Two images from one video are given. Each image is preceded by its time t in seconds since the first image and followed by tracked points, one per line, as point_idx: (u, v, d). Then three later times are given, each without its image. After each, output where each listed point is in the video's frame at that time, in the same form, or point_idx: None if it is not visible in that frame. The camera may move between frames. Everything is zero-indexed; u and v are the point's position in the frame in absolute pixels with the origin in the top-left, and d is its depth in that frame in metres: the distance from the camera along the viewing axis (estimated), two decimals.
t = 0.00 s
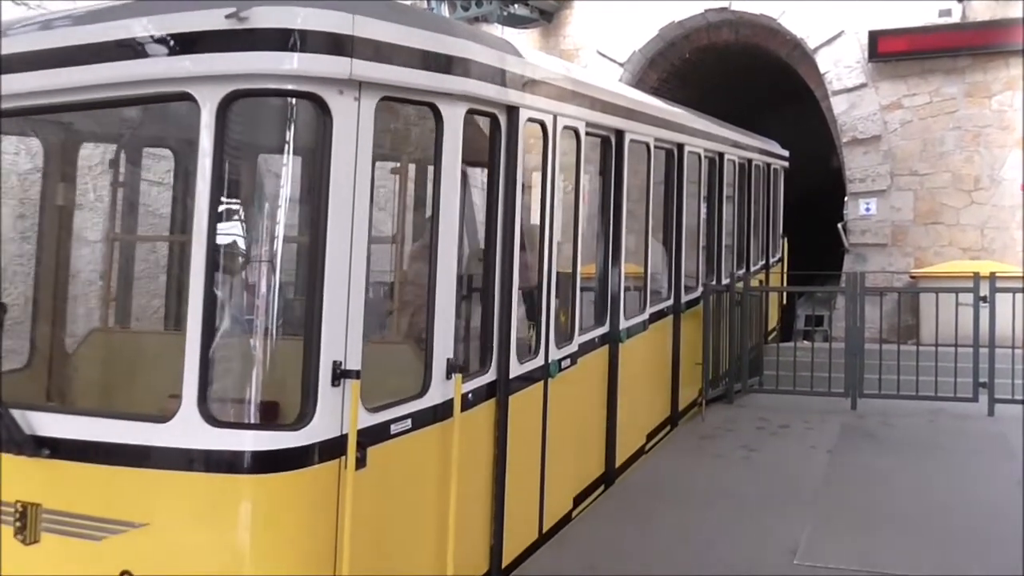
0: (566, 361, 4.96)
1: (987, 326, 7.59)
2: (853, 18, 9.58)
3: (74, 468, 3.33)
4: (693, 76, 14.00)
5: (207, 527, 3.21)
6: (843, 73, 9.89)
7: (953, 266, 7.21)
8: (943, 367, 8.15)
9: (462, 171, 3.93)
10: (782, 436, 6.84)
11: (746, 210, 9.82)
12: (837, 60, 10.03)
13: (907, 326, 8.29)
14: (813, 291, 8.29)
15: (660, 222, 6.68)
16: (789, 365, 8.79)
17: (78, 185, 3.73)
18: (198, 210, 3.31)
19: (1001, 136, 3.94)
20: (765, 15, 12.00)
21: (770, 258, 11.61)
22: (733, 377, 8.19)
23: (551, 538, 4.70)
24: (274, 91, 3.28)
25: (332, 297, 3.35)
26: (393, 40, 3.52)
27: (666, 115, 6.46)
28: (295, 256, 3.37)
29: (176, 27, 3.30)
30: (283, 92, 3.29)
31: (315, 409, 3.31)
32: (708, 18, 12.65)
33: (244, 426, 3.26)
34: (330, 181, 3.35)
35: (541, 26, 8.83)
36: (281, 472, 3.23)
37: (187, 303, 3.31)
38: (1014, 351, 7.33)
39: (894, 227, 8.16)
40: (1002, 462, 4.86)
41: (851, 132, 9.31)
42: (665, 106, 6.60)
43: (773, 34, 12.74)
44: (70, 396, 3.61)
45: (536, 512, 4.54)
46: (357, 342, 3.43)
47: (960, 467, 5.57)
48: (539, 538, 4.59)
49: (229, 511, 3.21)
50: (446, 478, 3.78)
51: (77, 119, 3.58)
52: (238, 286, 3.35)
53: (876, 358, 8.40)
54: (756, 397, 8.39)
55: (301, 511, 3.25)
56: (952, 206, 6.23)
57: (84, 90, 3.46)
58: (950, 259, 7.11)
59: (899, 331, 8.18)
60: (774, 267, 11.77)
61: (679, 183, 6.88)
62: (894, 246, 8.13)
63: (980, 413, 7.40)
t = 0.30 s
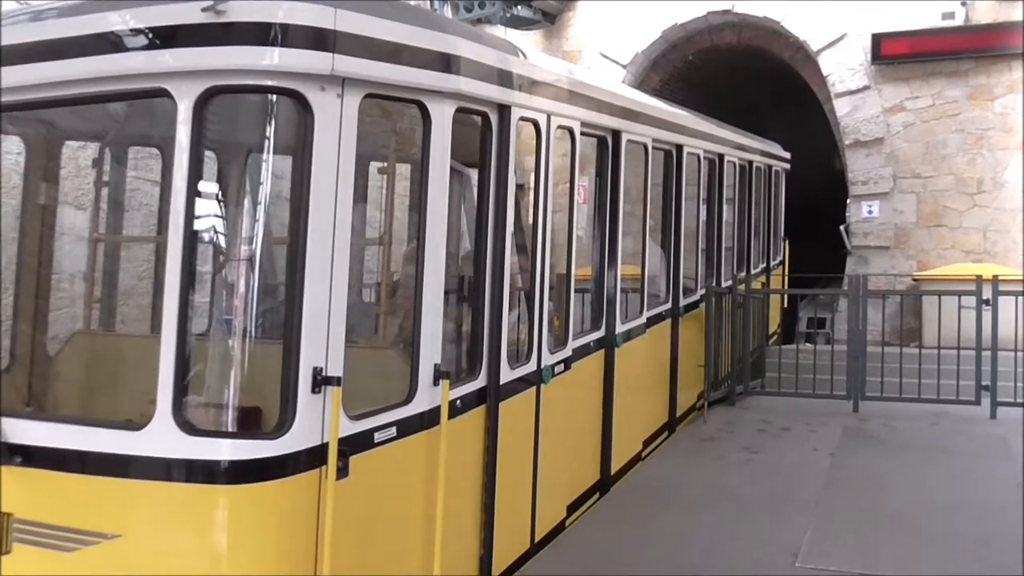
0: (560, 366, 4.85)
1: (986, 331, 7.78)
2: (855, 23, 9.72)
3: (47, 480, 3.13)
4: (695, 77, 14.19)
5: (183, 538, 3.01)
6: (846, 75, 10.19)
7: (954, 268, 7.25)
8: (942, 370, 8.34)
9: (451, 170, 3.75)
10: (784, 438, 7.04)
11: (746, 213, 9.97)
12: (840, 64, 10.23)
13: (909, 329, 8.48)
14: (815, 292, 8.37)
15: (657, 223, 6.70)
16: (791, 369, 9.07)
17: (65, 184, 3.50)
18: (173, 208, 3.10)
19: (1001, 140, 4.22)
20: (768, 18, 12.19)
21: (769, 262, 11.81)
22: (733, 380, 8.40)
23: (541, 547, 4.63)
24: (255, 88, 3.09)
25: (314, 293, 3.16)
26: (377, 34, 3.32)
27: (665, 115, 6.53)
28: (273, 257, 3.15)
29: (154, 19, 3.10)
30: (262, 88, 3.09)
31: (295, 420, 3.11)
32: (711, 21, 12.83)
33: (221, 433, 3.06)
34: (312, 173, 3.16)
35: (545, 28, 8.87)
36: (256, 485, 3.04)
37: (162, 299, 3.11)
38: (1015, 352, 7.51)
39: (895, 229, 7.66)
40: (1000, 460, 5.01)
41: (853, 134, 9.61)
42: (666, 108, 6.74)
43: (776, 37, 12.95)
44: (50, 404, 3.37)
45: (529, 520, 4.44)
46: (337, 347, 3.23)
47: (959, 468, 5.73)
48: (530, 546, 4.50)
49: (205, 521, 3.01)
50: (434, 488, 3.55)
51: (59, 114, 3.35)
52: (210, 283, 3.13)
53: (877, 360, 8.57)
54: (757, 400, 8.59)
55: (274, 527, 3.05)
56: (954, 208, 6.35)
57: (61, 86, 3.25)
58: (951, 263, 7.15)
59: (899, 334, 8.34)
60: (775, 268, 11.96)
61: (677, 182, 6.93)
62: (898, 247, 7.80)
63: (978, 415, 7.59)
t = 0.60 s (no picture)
0: (553, 368, 4.78)
1: (987, 328, 7.73)
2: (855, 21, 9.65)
3: (21, 485, 3.08)
4: (695, 77, 14.13)
5: (158, 543, 2.93)
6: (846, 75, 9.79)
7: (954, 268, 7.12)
8: (943, 368, 8.29)
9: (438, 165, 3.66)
10: (785, 437, 6.99)
11: (746, 211, 9.92)
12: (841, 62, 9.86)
13: (910, 327, 8.42)
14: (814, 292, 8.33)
15: (656, 222, 6.63)
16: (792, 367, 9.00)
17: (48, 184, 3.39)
18: (151, 202, 3.03)
19: (1001, 139, 4.18)
20: (769, 16, 12.15)
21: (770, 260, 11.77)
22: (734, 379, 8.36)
23: (532, 555, 4.50)
24: (233, 82, 3.01)
25: (293, 291, 3.09)
26: (361, 28, 3.24)
27: (663, 113, 6.45)
28: (252, 259, 3.07)
29: (131, 10, 3.02)
30: (241, 81, 3.01)
31: (273, 425, 3.03)
32: (712, 20, 12.78)
33: (198, 438, 2.99)
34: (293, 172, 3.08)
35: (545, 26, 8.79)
36: (231, 492, 2.95)
37: (138, 297, 3.03)
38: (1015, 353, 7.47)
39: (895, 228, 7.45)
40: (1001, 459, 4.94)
41: (853, 132, 9.56)
42: (667, 107, 6.69)
43: (777, 35, 12.92)
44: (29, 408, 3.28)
45: (519, 526, 4.31)
46: (318, 351, 3.15)
47: (960, 466, 5.67)
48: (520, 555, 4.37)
49: (181, 525, 2.93)
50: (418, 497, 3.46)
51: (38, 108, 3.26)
52: (193, 281, 3.07)
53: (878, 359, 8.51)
54: (757, 398, 8.56)
55: (251, 533, 2.96)
56: (953, 207, 6.29)
57: (47, 80, 3.18)
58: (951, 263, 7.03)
59: (900, 332, 8.28)
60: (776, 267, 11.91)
61: (676, 180, 6.87)
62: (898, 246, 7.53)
63: (980, 413, 7.55)
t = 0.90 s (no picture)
0: (545, 370, 4.70)
1: (988, 326, 7.66)
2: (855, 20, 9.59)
3: None
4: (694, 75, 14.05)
5: (133, 552, 2.86)
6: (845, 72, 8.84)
7: (954, 267, 7.03)
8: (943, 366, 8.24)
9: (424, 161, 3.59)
10: (785, 435, 6.93)
11: (745, 209, 9.86)
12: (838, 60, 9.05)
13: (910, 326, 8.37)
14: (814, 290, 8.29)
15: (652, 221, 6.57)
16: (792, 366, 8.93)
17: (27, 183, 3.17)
18: (120, 198, 2.95)
19: (1001, 137, 4.11)
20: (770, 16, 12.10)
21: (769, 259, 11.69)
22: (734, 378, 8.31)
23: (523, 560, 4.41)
24: (206, 74, 2.94)
25: (270, 291, 3.01)
26: (340, 21, 3.17)
27: (659, 110, 6.38)
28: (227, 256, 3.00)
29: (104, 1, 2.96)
30: (214, 74, 2.94)
31: (249, 430, 2.96)
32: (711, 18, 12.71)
33: (170, 445, 2.92)
34: (269, 167, 3.00)
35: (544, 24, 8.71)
36: (205, 500, 2.89)
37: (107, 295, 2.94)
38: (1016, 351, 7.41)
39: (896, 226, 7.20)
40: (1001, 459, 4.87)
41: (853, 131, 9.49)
42: (665, 105, 6.63)
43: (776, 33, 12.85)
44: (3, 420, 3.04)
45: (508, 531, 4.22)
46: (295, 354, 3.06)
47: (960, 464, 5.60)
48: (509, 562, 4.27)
49: (151, 532, 2.86)
50: (401, 503, 3.38)
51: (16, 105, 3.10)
52: (165, 277, 2.98)
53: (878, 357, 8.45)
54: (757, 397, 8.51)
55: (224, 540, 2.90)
56: (953, 205, 6.21)
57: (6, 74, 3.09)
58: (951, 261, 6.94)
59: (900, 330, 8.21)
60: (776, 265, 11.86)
61: (673, 179, 6.80)
62: (897, 246, 7.29)
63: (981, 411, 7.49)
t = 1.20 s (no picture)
0: (543, 372, 4.63)
1: (998, 323, 7.56)
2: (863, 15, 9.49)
3: None
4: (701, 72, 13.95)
5: (113, 558, 2.82)
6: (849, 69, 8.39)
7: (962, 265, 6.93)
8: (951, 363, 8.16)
9: (417, 156, 3.53)
10: (791, 433, 6.86)
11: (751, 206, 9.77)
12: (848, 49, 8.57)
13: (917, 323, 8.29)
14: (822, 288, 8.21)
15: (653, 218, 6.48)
16: (798, 364, 8.84)
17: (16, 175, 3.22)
18: (99, 195, 2.90)
19: (1010, 132, 4.00)
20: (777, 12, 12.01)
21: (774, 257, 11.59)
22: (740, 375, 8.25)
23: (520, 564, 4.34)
24: (189, 68, 2.88)
25: (255, 290, 2.95)
26: (329, 15, 3.10)
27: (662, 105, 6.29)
28: (209, 255, 2.94)
29: None
30: (196, 69, 2.88)
31: (232, 435, 2.90)
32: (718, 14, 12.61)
33: (151, 452, 2.87)
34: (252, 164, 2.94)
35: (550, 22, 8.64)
36: (186, 509, 2.83)
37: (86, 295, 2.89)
38: None
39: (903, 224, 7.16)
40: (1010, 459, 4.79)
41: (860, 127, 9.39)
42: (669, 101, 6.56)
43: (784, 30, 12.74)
44: None
45: (504, 535, 4.14)
46: (280, 356, 3.00)
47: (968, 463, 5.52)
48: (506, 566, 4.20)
49: (131, 540, 2.81)
50: (392, 508, 3.33)
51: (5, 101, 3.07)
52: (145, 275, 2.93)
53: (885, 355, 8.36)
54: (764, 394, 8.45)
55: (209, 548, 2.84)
56: (961, 203, 6.12)
57: None
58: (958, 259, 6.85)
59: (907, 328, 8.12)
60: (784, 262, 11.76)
61: (676, 176, 6.72)
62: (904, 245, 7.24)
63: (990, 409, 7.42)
